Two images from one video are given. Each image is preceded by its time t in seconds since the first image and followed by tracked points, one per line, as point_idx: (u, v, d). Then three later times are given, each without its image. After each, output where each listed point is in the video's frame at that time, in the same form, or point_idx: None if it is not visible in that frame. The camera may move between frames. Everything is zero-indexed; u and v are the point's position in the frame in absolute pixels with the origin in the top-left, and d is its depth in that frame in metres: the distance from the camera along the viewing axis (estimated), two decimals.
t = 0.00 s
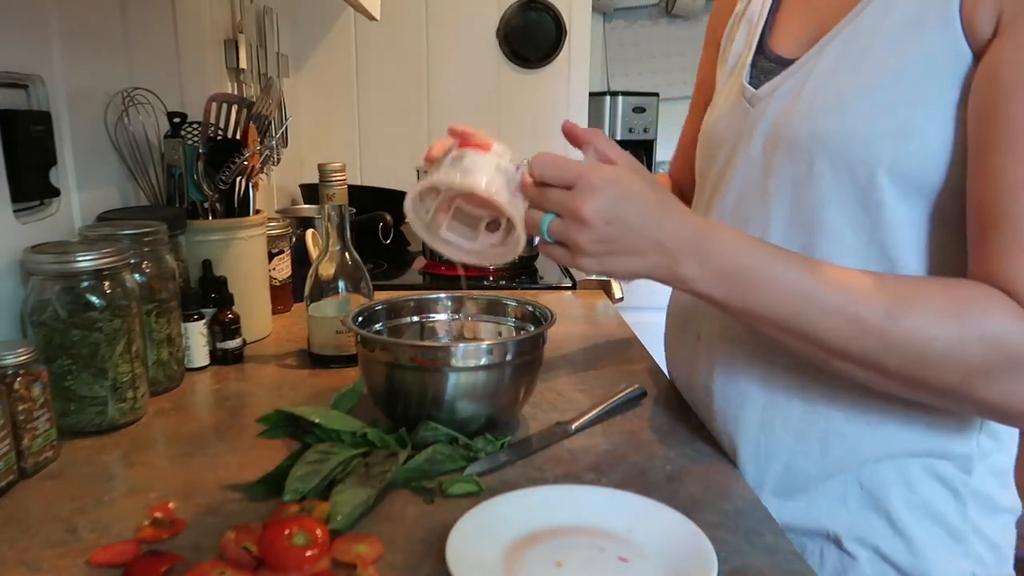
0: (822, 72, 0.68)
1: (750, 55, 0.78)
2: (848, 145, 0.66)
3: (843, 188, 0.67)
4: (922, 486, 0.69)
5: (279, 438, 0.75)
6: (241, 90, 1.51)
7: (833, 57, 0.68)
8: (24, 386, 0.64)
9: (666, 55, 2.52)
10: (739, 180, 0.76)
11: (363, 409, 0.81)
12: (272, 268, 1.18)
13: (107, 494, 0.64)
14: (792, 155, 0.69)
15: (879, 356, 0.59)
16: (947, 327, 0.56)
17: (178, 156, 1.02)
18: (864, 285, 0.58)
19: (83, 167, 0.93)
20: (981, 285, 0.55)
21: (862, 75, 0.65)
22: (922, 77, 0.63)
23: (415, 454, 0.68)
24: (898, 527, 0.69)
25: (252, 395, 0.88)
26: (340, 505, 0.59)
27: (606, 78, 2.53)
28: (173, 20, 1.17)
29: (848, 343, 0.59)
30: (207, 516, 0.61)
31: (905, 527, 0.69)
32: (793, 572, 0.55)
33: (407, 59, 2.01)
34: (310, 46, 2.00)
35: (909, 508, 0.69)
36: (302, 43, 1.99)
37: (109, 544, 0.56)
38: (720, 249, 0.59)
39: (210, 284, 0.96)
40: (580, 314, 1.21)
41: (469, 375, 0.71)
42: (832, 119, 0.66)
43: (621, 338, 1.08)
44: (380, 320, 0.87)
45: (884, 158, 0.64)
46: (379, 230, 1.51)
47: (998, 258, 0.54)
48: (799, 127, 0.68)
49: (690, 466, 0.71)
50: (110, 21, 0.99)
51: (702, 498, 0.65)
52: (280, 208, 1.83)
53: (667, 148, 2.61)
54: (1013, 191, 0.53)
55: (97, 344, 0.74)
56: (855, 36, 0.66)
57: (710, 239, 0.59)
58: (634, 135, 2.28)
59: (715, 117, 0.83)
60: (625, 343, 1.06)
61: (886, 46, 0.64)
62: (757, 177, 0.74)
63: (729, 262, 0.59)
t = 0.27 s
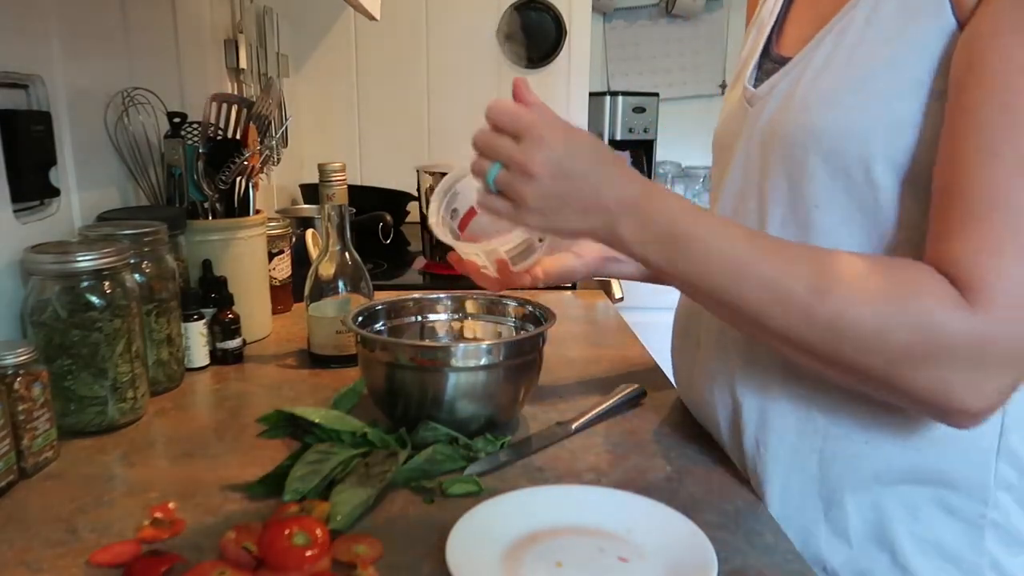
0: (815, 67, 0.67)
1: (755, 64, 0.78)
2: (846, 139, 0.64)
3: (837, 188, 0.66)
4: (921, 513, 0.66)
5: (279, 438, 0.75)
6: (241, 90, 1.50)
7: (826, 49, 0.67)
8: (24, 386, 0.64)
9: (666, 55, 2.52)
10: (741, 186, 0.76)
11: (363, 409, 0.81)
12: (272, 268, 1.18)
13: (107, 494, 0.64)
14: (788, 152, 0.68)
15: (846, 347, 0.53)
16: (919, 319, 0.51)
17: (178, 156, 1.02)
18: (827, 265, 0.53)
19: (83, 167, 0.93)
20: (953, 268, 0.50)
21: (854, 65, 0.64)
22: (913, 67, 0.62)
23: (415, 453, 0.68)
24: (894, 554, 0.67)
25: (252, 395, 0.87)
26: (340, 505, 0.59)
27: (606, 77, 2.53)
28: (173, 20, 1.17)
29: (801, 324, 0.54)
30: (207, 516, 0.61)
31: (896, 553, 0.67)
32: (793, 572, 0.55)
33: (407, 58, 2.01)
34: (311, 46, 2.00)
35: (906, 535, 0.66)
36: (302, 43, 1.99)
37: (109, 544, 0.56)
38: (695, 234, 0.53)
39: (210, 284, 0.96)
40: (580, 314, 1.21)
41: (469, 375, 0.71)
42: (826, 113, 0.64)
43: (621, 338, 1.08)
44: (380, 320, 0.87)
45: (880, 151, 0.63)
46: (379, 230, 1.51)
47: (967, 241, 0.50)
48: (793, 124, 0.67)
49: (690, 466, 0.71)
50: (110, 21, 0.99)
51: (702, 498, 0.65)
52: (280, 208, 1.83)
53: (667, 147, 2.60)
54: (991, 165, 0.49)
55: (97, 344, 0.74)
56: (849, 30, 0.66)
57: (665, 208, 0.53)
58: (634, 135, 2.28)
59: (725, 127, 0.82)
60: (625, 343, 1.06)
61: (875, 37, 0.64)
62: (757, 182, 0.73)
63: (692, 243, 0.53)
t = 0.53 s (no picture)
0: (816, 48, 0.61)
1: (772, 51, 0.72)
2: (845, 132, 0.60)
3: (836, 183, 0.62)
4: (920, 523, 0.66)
5: (280, 438, 0.75)
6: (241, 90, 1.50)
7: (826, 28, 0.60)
8: (24, 386, 0.64)
9: (666, 55, 2.52)
10: (746, 180, 0.70)
11: (364, 409, 0.81)
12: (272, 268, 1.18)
13: (107, 494, 0.64)
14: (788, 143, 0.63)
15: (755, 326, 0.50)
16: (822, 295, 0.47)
17: (178, 156, 1.02)
18: (728, 226, 0.49)
19: (83, 167, 0.93)
20: (859, 240, 0.45)
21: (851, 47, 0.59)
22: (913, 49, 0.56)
23: (414, 454, 0.68)
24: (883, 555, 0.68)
25: (253, 395, 0.87)
26: (340, 505, 0.59)
27: (606, 77, 2.53)
28: (173, 20, 1.17)
29: (711, 290, 0.51)
30: (207, 516, 0.61)
31: (884, 553, 0.68)
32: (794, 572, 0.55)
33: (407, 59, 2.01)
34: (310, 47, 2.00)
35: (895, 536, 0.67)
36: (302, 43, 1.99)
37: (109, 544, 0.56)
38: (616, 184, 0.53)
39: (210, 284, 0.96)
40: (580, 314, 1.21)
41: (470, 375, 0.71)
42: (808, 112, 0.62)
43: (621, 337, 1.08)
44: (380, 320, 0.87)
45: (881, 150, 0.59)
46: (379, 230, 1.51)
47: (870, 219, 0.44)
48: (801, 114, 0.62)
49: (690, 467, 0.71)
50: (110, 20, 0.99)
51: (702, 498, 0.65)
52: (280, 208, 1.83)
53: (667, 147, 2.60)
54: (896, 142, 0.43)
55: (97, 344, 0.74)
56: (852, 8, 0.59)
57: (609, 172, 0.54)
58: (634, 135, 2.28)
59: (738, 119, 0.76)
60: (625, 343, 1.06)
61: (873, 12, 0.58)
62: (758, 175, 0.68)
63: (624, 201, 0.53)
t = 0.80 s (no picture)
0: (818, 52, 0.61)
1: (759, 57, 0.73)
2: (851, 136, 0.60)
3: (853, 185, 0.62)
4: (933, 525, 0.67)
5: (279, 438, 0.75)
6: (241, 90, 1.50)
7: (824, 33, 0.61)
8: (24, 386, 0.64)
9: (666, 55, 2.52)
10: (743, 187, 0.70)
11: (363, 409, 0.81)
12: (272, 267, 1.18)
13: (107, 494, 0.64)
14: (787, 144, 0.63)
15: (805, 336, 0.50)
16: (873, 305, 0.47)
17: (178, 156, 1.02)
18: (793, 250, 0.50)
19: (83, 167, 0.93)
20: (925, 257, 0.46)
21: (852, 52, 0.60)
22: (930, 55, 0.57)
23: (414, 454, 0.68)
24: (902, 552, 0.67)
25: (253, 395, 0.87)
26: (340, 505, 0.59)
27: (606, 77, 2.53)
28: (173, 20, 1.17)
29: (777, 309, 0.51)
30: (207, 516, 0.61)
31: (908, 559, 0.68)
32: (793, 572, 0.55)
33: (407, 58, 2.01)
34: (310, 46, 1.99)
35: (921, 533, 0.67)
36: (302, 43, 1.99)
37: (109, 544, 0.56)
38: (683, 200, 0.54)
39: (210, 284, 0.96)
40: (580, 314, 1.21)
41: (470, 375, 0.71)
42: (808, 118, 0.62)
43: (620, 337, 1.08)
44: (380, 320, 0.87)
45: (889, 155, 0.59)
46: (379, 230, 1.51)
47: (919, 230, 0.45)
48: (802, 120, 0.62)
49: (690, 467, 0.71)
50: (110, 20, 0.99)
51: (702, 498, 0.65)
52: (280, 208, 1.83)
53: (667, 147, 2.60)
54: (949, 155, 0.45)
55: (97, 344, 0.74)
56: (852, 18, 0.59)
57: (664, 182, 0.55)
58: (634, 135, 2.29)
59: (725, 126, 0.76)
60: (625, 343, 1.06)
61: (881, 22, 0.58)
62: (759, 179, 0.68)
63: (673, 212, 0.55)
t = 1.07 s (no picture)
0: (804, 66, 0.66)
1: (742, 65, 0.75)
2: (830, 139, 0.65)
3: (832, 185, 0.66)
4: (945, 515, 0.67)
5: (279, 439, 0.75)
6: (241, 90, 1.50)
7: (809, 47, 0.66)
8: (24, 386, 0.64)
9: (666, 55, 2.52)
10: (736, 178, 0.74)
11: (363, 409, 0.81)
12: (272, 267, 1.18)
13: (107, 494, 0.64)
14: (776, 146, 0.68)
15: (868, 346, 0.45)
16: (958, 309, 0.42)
17: (178, 156, 1.02)
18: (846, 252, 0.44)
19: (83, 167, 0.93)
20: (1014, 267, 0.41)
21: (846, 54, 0.63)
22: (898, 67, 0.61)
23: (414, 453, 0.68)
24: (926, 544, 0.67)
25: (253, 395, 0.87)
26: (340, 505, 0.59)
27: (606, 77, 2.53)
28: (173, 20, 1.17)
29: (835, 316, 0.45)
30: (207, 516, 0.61)
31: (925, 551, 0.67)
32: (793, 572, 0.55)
33: (407, 58, 2.01)
34: (310, 47, 1.99)
35: (940, 525, 0.67)
36: (302, 43, 1.99)
37: (109, 544, 0.56)
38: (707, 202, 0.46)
39: (210, 284, 0.96)
40: (580, 314, 1.21)
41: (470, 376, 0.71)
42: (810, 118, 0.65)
43: (620, 337, 1.08)
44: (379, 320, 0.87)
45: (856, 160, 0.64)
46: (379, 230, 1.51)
47: None
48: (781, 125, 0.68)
49: (690, 467, 0.71)
50: (110, 20, 0.99)
51: (702, 498, 0.65)
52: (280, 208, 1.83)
53: (667, 147, 2.61)
54: None
55: (97, 344, 0.74)
56: (828, 31, 0.65)
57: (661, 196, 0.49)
58: (634, 134, 2.30)
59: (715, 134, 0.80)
60: (626, 343, 1.06)
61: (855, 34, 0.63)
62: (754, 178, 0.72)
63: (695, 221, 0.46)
